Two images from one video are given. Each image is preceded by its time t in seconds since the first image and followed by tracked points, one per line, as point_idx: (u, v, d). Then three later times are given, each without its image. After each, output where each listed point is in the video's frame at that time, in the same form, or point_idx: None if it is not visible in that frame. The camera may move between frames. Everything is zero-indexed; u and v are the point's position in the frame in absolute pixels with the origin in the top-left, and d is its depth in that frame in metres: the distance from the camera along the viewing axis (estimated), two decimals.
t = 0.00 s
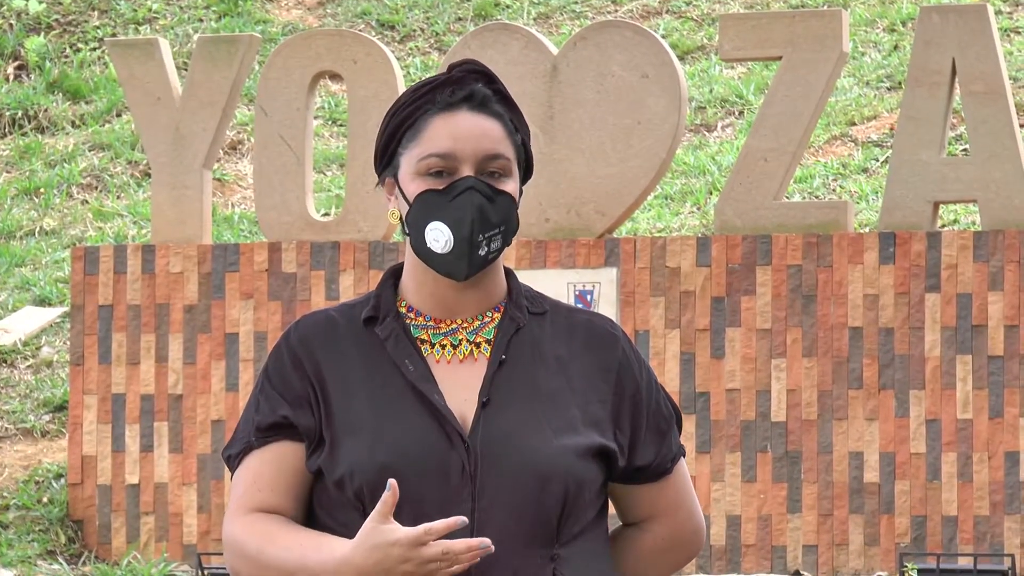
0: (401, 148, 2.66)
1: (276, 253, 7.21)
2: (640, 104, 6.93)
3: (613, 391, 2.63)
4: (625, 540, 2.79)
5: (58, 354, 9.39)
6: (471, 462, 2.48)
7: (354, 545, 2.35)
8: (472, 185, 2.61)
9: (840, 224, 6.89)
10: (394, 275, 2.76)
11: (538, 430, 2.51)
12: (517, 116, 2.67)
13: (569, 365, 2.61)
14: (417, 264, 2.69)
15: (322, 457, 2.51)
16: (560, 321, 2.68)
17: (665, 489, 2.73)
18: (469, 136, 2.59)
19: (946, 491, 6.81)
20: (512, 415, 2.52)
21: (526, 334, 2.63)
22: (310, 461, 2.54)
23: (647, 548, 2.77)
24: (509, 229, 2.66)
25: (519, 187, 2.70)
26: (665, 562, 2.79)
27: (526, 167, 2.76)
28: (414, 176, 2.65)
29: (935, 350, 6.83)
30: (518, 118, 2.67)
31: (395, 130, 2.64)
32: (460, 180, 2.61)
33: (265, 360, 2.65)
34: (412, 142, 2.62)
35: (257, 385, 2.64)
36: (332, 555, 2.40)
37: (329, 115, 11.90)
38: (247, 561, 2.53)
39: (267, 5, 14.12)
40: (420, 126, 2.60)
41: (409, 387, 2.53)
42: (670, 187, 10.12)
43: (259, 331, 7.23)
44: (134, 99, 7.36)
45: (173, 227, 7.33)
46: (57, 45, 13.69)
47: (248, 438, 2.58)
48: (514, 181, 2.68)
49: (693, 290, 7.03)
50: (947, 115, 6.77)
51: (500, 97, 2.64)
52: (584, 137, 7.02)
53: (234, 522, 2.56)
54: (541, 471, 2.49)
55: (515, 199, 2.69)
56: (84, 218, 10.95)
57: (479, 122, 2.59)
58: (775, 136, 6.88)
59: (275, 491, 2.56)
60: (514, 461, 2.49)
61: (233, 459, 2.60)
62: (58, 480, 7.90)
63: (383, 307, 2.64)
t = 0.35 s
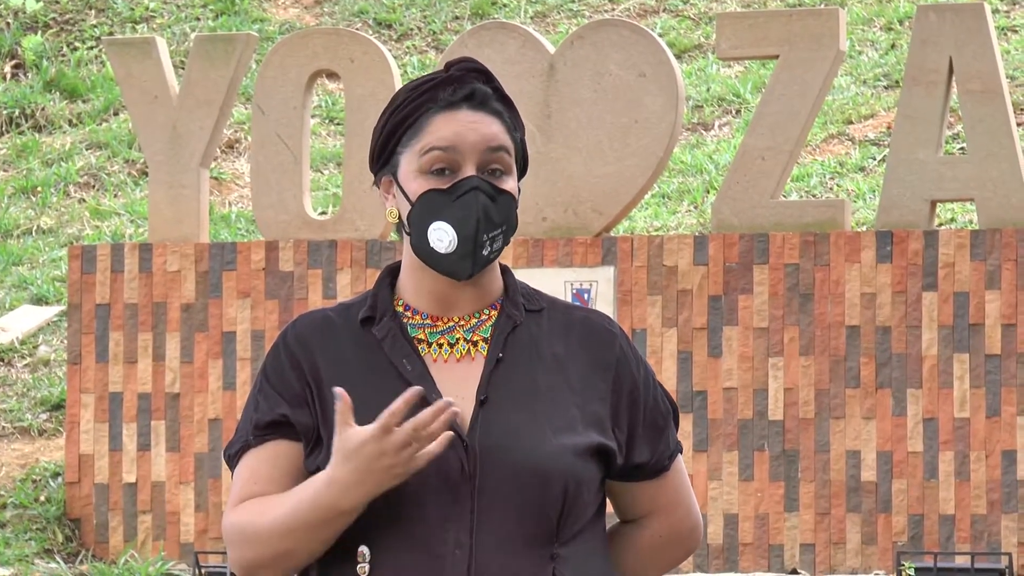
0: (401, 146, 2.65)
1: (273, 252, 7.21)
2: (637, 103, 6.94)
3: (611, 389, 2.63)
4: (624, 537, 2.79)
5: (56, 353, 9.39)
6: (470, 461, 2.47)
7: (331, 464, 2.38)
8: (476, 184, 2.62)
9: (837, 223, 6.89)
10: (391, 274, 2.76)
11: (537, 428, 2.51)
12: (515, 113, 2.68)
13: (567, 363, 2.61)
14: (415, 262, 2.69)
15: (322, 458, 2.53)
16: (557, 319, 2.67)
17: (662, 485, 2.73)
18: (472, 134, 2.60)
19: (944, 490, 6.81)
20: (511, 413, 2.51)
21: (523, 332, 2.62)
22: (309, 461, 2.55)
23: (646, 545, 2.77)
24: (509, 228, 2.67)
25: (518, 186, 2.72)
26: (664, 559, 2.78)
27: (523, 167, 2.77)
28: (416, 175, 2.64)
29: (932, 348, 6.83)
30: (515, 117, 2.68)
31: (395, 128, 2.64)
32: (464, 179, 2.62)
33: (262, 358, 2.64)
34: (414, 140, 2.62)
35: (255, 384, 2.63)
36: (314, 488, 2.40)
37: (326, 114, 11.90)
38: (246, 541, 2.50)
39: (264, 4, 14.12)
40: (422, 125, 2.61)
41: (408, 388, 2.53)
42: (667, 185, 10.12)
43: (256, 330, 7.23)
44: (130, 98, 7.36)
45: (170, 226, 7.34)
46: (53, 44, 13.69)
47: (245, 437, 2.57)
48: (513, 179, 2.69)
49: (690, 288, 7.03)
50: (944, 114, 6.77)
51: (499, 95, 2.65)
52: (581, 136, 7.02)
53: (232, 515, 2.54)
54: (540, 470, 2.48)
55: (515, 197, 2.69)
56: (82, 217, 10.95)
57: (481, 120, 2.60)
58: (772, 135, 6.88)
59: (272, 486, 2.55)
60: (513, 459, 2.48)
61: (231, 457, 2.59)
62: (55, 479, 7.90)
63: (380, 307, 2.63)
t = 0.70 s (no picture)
0: (403, 150, 2.64)
1: (275, 250, 7.21)
2: (639, 101, 6.94)
3: (614, 387, 2.62)
4: (627, 534, 2.79)
5: (58, 351, 9.40)
6: (470, 460, 2.47)
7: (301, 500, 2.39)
8: (475, 193, 2.61)
9: (839, 221, 6.90)
10: (395, 271, 2.76)
11: (538, 428, 2.50)
12: (518, 116, 2.66)
13: (569, 362, 2.60)
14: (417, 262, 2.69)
15: (321, 458, 2.51)
16: (560, 318, 2.66)
17: (666, 484, 2.73)
18: (472, 141, 2.58)
19: (945, 488, 6.81)
20: (512, 413, 2.51)
21: (526, 331, 2.62)
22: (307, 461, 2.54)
23: (649, 543, 2.78)
24: (511, 233, 2.65)
25: (521, 189, 2.70)
26: (666, 557, 2.79)
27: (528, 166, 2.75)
28: (417, 180, 2.63)
29: (934, 347, 6.83)
30: (519, 120, 2.66)
31: (396, 133, 2.63)
32: (464, 187, 2.61)
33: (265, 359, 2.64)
34: (414, 145, 2.61)
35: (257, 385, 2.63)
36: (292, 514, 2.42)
37: (329, 111, 11.91)
38: (242, 549, 2.53)
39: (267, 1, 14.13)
40: (422, 130, 2.59)
41: (408, 386, 2.52)
42: (670, 183, 10.13)
43: (258, 328, 7.24)
44: (133, 96, 7.36)
45: (172, 224, 7.34)
46: (56, 42, 13.69)
47: (245, 439, 2.59)
48: (515, 183, 2.67)
49: (692, 286, 7.03)
50: (946, 112, 6.77)
51: (502, 100, 2.62)
52: (584, 134, 7.02)
53: (232, 519, 2.57)
54: (541, 469, 2.48)
55: (516, 202, 2.67)
56: (84, 215, 10.95)
57: (481, 126, 2.58)
58: (775, 132, 6.87)
59: (270, 488, 2.58)
60: (514, 459, 2.48)
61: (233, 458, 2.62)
62: (58, 477, 7.91)
63: (382, 305, 2.63)
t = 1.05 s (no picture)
0: (404, 149, 2.64)
1: (276, 248, 7.21)
2: (640, 99, 6.93)
3: (617, 388, 2.61)
4: (631, 534, 2.79)
5: (59, 350, 9.40)
6: (472, 461, 2.47)
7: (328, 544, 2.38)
8: (476, 190, 2.59)
9: (839, 220, 6.89)
10: (400, 271, 2.75)
11: (540, 428, 2.50)
12: (520, 115, 2.65)
13: (572, 363, 2.59)
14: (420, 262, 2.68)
15: (323, 457, 2.51)
16: (564, 317, 2.65)
17: (670, 485, 2.72)
18: (472, 138, 2.57)
19: (946, 487, 6.81)
20: (514, 413, 2.51)
21: (529, 331, 2.61)
22: (310, 462, 2.54)
23: (652, 543, 2.77)
24: (513, 230, 2.64)
25: (524, 187, 2.68)
26: (670, 557, 2.78)
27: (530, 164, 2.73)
28: (418, 179, 2.63)
29: (935, 345, 6.83)
30: (521, 119, 2.65)
31: (397, 131, 2.63)
32: (464, 184, 2.59)
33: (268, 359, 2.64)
34: (415, 144, 2.61)
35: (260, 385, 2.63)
36: (315, 553, 2.42)
37: (329, 110, 11.92)
38: (249, 558, 2.56)
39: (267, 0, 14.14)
40: (423, 128, 2.59)
41: (411, 386, 2.52)
42: (671, 182, 10.13)
43: (259, 327, 7.25)
44: (133, 95, 7.36)
45: (173, 222, 7.34)
46: (56, 40, 13.69)
47: (248, 440, 2.59)
48: (518, 181, 2.66)
49: (693, 285, 7.03)
50: (947, 111, 6.76)
51: (502, 98, 2.62)
52: (584, 132, 7.02)
53: (239, 522, 2.59)
54: (543, 470, 2.48)
55: (519, 200, 2.66)
56: (85, 214, 10.95)
57: (481, 123, 2.57)
58: (776, 131, 6.87)
59: (277, 490, 2.58)
60: (516, 460, 2.48)
61: (238, 458, 2.62)
62: (59, 476, 7.92)
63: (385, 305, 2.62)
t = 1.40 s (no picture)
0: (407, 142, 2.64)
1: (278, 246, 7.21)
2: (642, 97, 6.93)
3: (622, 388, 2.61)
4: (633, 534, 2.78)
5: (61, 348, 9.40)
6: (478, 459, 2.47)
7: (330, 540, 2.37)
8: (478, 179, 2.59)
9: (841, 217, 6.89)
10: (405, 270, 2.75)
11: (546, 427, 2.50)
12: (522, 107, 2.65)
13: (577, 362, 2.59)
14: (424, 258, 2.68)
15: (328, 455, 2.51)
16: (569, 317, 2.65)
17: (673, 485, 2.72)
18: (474, 128, 2.57)
19: (948, 485, 6.81)
20: (520, 412, 2.51)
21: (535, 330, 2.61)
22: (315, 460, 2.54)
23: (654, 543, 2.76)
24: (516, 221, 2.63)
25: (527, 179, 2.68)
26: (671, 557, 2.77)
27: (534, 158, 2.73)
28: (421, 171, 2.63)
29: (937, 343, 6.82)
30: (523, 111, 2.65)
31: (400, 124, 2.63)
32: (466, 174, 2.59)
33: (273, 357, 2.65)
34: (418, 136, 2.61)
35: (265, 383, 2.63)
36: (317, 550, 2.42)
37: (330, 108, 11.92)
38: (251, 555, 2.55)
39: None
40: (425, 120, 2.60)
41: (417, 385, 2.52)
42: (673, 180, 10.13)
43: (261, 325, 7.25)
44: (136, 93, 7.36)
45: (175, 220, 7.34)
46: (58, 39, 13.69)
47: (253, 437, 2.59)
48: (521, 173, 2.65)
49: (694, 283, 7.02)
50: (949, 109, 6.76)
51: (504, 90, 2.62)
52: (587, 130, 7.02)
53: (242, 519, 2.59)
54: (548, 469, 2.48)
55: (521, 191, 2.65)
56: (87, 212, 10.96)
57: (483, 113, 2.57)
58: (778, 129, 6.87)
59: (281, 488, 2.58)
60: (521, 459, 2.48)
61: (242, 456, 2.62)
62: (60, 473, 7.92)
63: (391, 303, 2.63)
